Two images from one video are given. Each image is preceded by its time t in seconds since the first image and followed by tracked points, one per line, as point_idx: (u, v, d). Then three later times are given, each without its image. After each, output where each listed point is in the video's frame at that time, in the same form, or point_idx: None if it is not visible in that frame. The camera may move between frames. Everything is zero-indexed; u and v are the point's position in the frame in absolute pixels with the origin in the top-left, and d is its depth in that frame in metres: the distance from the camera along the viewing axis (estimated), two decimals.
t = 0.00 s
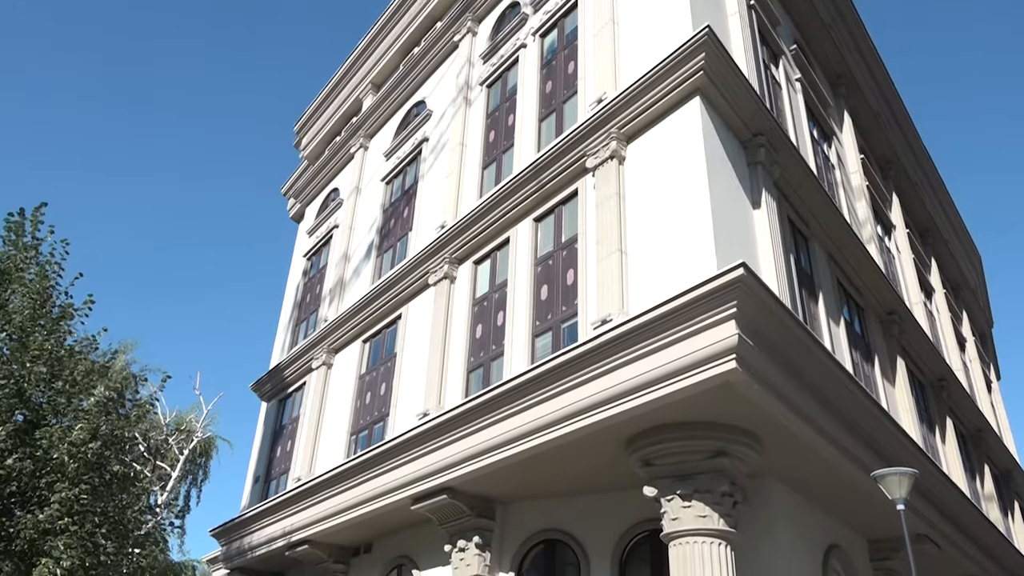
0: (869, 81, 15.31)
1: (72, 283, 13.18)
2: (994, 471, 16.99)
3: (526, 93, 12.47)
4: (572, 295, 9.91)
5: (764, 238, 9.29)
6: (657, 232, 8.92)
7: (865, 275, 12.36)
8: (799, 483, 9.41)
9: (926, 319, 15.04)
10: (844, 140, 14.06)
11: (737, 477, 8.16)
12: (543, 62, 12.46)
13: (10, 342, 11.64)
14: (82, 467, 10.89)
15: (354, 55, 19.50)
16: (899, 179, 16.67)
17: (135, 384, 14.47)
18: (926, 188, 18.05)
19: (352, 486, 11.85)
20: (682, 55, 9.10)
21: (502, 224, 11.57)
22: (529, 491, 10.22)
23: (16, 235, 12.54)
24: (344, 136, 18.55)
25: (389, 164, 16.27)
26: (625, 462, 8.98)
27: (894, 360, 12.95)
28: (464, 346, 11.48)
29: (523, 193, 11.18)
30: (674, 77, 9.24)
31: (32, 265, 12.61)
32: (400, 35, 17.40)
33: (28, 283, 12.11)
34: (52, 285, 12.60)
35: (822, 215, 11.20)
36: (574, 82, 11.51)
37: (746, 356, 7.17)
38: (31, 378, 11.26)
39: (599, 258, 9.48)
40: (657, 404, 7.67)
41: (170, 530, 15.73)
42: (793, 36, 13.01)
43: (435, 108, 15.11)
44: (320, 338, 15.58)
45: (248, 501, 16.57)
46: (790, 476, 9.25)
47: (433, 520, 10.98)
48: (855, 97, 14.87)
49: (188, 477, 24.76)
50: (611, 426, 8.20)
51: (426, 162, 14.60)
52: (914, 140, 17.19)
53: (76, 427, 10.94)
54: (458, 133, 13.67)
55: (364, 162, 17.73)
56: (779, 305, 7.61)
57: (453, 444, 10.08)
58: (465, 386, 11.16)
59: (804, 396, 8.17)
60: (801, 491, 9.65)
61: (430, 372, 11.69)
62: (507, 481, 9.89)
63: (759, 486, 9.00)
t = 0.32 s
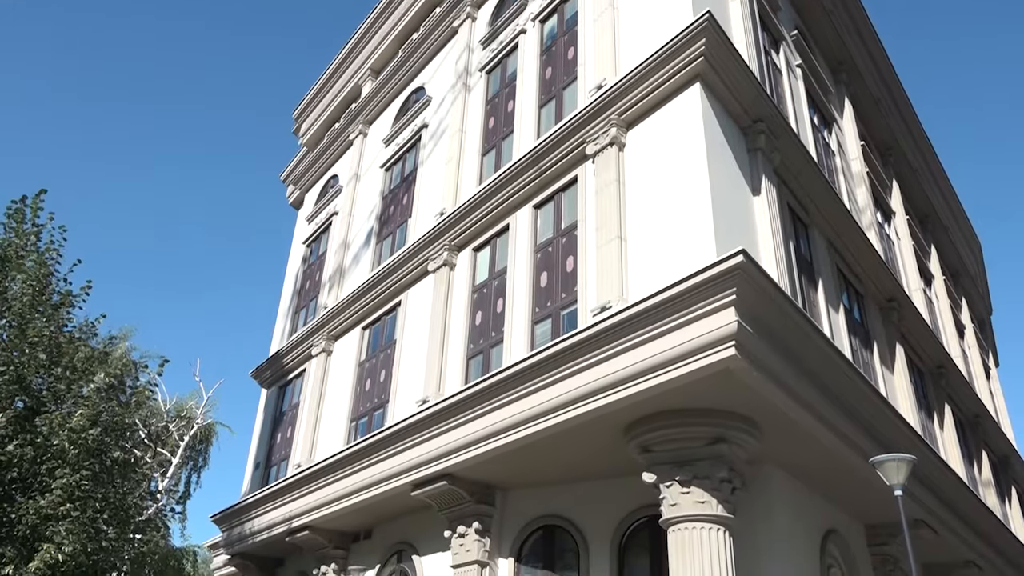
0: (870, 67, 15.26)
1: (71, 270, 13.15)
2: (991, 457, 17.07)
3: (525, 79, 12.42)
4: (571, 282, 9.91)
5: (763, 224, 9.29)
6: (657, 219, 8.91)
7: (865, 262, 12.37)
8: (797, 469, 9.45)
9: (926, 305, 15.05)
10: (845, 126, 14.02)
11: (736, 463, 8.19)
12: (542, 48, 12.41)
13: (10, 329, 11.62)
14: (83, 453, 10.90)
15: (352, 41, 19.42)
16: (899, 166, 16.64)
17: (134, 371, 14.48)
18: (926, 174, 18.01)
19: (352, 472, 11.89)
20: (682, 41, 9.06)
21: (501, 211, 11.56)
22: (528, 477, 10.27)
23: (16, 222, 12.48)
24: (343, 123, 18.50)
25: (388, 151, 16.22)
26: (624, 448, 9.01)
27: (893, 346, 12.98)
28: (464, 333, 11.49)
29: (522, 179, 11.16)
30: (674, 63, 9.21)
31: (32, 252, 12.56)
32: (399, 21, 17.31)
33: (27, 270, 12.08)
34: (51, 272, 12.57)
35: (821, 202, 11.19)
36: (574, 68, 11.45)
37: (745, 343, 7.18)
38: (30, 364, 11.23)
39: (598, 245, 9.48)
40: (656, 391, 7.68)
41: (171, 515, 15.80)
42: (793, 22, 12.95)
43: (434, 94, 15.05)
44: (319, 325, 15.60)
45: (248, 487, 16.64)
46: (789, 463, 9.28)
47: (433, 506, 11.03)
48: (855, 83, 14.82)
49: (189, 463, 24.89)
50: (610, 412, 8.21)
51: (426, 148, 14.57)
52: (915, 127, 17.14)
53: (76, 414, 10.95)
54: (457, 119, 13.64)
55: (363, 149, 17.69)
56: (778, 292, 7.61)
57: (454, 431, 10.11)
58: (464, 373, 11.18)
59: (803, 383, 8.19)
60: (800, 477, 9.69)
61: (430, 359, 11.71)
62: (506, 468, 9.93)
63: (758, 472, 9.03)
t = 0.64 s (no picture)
0: (871, 54, 15.18)
1: (72, 258, 13.12)
2: (989, 444, 17.12)
3: (525, 65, 12.37)
4: (571, 269, 9.91)
5: (763, 211, 9.27)
6: (657, 205, 8.90)
7: (864, 249, 12.36)
8: (796, 456, 9.47)
9: (925, 292, 15.05)
10: (845, 113, 13.98)
11: (735, 449, 8.21)
12: (542, 35, 12.35)
13: (10, 316, 11.61)
14: (84, 440, 10.92)
15: (351, 27, 19.32)
16: (900, 153, 16.60)
17: (135, 358, 14.49)
18: (927, 161, 17.97)
19: (352, 459, 11.94)
20: (682, 27, 9.01)
21: (501, 198, 11.54)
22: (528, 464, 10.31)
23: (15, 209, 12.44)
24: (342, 110, 18.45)
25: (388, 138, 16.17)
26: (624, 435, 9.04)
27: (892, 334, 13.00)
28: (464, 320, 11.49)
29: (522, 167, 11.14)
30: (675, 49, 9.17)
31: (32, 240, 12.52)
32: (397, 7, 17.21)
33: (27, 258, 12.06)
34: (51, 259, 12.54)
35: (821, 189, 11.16)
36: (574, 54, 11.40)
37: (745, 330, 7.18)
38: (31, 351, 11.22)
39: (598, 232, 9.47)
40: (656, 378, 7.70)
41: (172, 502, 15.86)
42: (795, 8, 12.88)
43: (434, 80, 14.99)
44: (319, 313, 15.61)
45: (249, 474, 16.71)
46: (788, 449, 9.31)
47: (433, 493, 11.07)
48: (856, 70, 14.76)
49: (190, 450, 24.97)
50: (610, 399, 8.23)
51: (425, 135, 14.52)
52: (916, 113, 17.08)
53: (77, 401, 10.95)
54: (457, 106, 13.59)
55: (362, 136, 17.64)
56: (778, 280, 7.60)
57: (454, 418, 10.13)
58: (464, 360, 11.20)
59: (803, 370, 8.20)
60: (799, 464, 9.72)
61: (429, 346, 11.73)
62: (506, 455, 9.96)
63: (757, 459, 9.05)
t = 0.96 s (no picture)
0: (873, 39, 15.10)
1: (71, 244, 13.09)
2: (987, 429, 17.18)
3: (525, 51, 12.31)
4: (571, 256, 9.91)
5: (763, 198, 9.27)
6: (657, 191, 8.88)
7: (865, 236, 12.36)
8: (795, 442, 9.50)
9: (925, 279, 15.05)
10: (846, 99, 13.92)
11: (734, 435, 8.24)
12: (542, 20, 12.28)
13: (10, 303, 11.61)
14: (84, 426, 10.94)
15: (350, 12, 19.21)
16: (901, 139, 16.55)
17: (136, 344, 14.49)
18: (927, 147, 17.92)
19: (352, 445, 11.98)
20: (683, 12, 8.95)
21: (500, 185, 11.52)
22: (528, 451, 10.34)
23: (14, 196, 12.39)
24: (341, 96, 18.39)
25: (387, 124, 16.11)
26: (623, 421, 9.06)
27: (891, 320, 13.01)
28: (463, 307, 11.50)
29: (522, 152, 11.10)
30: (676, 35, 9.12)
31: (31, 226, 12.48)
32: None
33: (26, 244, 12.02)
34: (50, 246, 12.50)
35: (821, 174, 11.14)
36: (574, 40, 11.35)
37: (745, 317, 7.18)
38: (30, 338, 11.22)
39: (598, 219, 9.46)
40: (655, 364, 7.71)
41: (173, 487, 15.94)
42: None
43: (433, 67, 14.92)
44: (319, 300, 15.62)
45: (250, 460, 16.79)
46: (787, 436, 9.34)
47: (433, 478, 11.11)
48: (857, 56, 14.69)
49: (190, 437, 25.06)
50: (610, 385, 8.25)
51: (425, 121, 14.46)
52: (917, 100, 17.02)
53: (77, 387, 10.96)
54: (456, 92, 13.54)
55: (362, 123, 17.58)
56: (778, 266, 7.60)
57: (454, 404, 10.16)
58: (464, 347, 11.21)
59: (802, 356, 8.21)
60: (798, 450, 9.75)
61: (429, 333, 11.74)
62: (506, 441, 9.99)
63: (756, 444, 9.08)
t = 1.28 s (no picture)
0: (876, 25, 15.01)
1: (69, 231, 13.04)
2: (986, 416, 17.23)
3: (525, 37, 12.25)
4: (570, 243, 9.90)
5: (763, 184, 9.25)
6: (657, 177, 8.87)
7: (865, 224, 12.36)
8: (795, 428, 9.53)
9: (925, 265, 15.04)
10: (847, 85, 13.87)
11: (734, 422, 8.26)
12: (542, 5, 12.20)
13: (9, 290, 11.60)
14: (85, 413, 10.96)
15: None
16: (901, 125, 16.49)
17: (136, 331, 14.49)
18: (929, 134, 17.87)
19: (353, 431, 12.01)
20: None
21: (500, 171, 11.49)
22: (529, 437, 10.37)
23: (13, 182, 12.33)
24: (340, 82, 18.31)
25: (387, 110, 16.04)
26: (623, 407, 9.07)
27: (891, 307, 13.01)
28: (463, 294, 11.50)
29: (522, 138, 11.06)
30: (676, 20, 9.06)
31: (29, 213, 12.42)
32: None
33: (25, 231, 11.99)
34: (49, 233, 12.46)
35: (822, 161, 11.11)
36: (574, 25, 11.29)
37: (745, 304, 7.18)
38: (30, 325, 11.21)
39: (598, 205, 9.45)
40: (655, 351, 7.72)
41: (174, 473, 15.99)
42: None
43: (432, 53, 14.85)
44: (319, 287, 15.62)
45: (251, 446, 16.85)
46: (786, 422, 9.36)
47: (433, 465, 11.16)
48: (859, 41, 14.62)
49: (191, 423, 25.14)
50: (610, 372, 8.26)
51: (425, 108, 14.41)
52: (918, 86, 16.95)
53: (78, 374, 10.97)
54: (456, 78, 13.48)
55: (361, 109, 17.53)
56: (778, 253, 7.59)
57: (454, 391, 10.18)
58: (464, 334, 11.22)
59: (801, 343, 8.22)
60: (797, 436, 9.77)
61: (429, 320, 11.74)
62: (506, 427, 10.02)
63: (756, 431, 9.10)
